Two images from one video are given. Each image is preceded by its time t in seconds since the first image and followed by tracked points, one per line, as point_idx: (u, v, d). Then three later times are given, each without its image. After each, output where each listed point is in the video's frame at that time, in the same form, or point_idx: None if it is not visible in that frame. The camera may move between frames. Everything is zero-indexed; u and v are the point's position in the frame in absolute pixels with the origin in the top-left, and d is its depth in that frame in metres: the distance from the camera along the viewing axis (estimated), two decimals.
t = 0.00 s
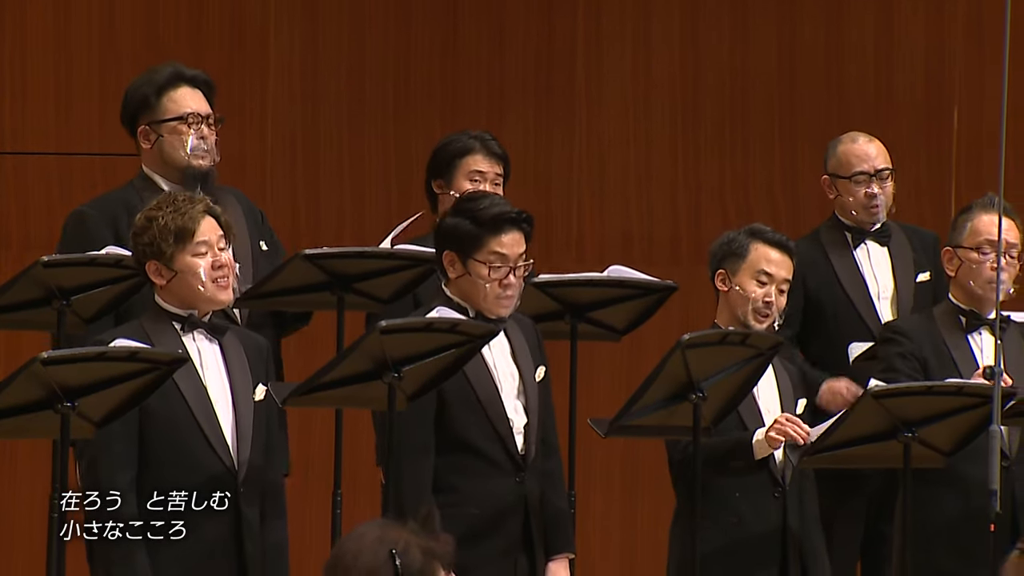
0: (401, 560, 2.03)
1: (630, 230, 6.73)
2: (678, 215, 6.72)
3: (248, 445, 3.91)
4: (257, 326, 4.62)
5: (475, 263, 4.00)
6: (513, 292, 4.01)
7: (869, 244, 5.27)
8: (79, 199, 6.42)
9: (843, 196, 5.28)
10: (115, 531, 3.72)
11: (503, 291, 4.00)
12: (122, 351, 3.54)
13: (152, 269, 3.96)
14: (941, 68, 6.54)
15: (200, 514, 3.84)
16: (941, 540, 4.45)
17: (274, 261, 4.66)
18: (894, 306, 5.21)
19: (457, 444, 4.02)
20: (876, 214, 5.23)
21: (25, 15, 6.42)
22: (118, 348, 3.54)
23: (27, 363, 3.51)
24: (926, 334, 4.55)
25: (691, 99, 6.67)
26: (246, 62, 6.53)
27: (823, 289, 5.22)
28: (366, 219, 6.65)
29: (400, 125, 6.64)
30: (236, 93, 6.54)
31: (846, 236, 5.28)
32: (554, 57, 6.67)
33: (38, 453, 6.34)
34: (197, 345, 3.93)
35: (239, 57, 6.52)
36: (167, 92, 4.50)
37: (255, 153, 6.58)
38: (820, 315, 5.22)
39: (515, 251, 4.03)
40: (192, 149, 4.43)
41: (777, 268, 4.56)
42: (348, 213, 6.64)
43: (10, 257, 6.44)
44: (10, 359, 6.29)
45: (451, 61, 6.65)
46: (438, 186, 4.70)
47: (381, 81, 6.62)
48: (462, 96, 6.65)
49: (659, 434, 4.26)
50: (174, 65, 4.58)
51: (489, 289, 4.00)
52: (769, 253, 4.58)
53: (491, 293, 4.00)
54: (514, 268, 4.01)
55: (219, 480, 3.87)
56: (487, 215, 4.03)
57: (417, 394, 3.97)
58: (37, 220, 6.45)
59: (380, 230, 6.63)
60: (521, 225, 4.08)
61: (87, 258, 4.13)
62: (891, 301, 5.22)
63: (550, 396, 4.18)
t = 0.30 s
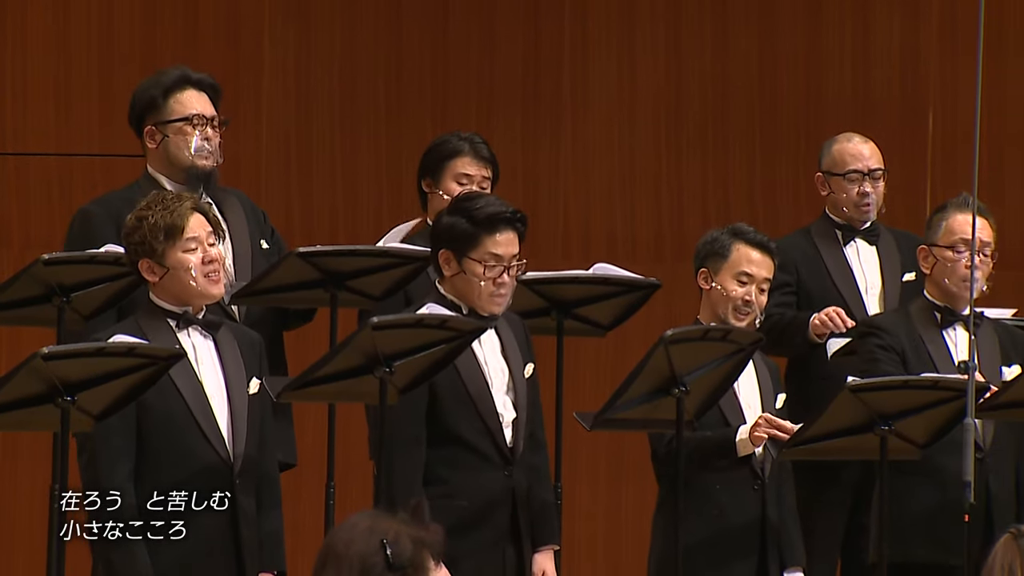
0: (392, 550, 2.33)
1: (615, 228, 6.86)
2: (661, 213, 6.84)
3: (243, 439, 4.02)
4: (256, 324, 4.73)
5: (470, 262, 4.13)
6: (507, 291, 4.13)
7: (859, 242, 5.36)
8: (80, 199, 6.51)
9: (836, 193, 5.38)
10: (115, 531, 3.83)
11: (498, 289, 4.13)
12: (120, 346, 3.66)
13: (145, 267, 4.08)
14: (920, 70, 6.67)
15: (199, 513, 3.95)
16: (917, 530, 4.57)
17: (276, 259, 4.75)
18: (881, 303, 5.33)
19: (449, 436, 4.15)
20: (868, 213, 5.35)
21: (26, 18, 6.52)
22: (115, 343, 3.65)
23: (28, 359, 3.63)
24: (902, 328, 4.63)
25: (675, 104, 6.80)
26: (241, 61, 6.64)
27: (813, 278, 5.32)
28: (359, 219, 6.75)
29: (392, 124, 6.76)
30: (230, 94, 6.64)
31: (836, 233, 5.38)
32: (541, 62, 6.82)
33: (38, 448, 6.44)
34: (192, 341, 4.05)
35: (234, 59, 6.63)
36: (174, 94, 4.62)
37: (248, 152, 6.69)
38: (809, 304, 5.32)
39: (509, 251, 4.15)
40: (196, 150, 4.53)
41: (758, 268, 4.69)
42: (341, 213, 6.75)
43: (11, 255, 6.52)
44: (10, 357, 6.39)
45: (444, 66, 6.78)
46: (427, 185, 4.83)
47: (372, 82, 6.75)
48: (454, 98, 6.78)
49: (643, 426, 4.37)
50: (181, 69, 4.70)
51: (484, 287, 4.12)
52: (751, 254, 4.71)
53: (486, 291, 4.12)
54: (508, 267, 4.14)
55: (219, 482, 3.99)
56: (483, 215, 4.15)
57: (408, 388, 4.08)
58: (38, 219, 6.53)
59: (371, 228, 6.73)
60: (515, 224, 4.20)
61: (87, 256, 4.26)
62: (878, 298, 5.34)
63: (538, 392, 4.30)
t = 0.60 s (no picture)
0: (384, 540, 2.26)
1: (601, 228, 7.00)
2: (646, 212, 6.98)
3: (239, 432, 4.14)
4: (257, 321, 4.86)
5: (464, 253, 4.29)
6: (501, 280, 4.29)
7: (849, 241, 5.48)
8: (81, 199, 6.64)
9: (829, 190, 5.48)
10: (115, 531, 3.96)
11: (492, 278, 4.29)
12: (119, 342, 3.76)
13: (140, 266, 4.19)
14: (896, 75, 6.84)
15: (199, 513, 4.08)
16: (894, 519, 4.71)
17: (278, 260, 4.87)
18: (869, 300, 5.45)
19: (443, 429, 4.27)
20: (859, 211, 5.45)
21: (27, 21, 6.63)
22: (115, 339, 3.75)
23: (31, 354, 3.74)
24: (881, 324, 4.78)
25: (660, 107, 6.94)
26: (238, 64, 6.77)
27: (805, 272, 5.44)
28: (351, 218, 6.89)
29: (385, 126, 6.88)
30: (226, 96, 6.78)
31: (827, 231, 5.48)
32: (528, 64, 6.94)
33: (39, 443, 6.56)
34: (188, 338, 4.16)
35: (232, 63, 6.75)
36: (181, 96, 4.74)
37: (245, 153, 6.83)
38: (801, 297, 5.43)
39: (501, 242, 4.32)
40: (203, 150, 4.67)
41: (731, 261, 4.82)
42: (336, 212, 6.88)
43: (14, 254, 6.65)
44: (12, 354, 6.51)
45: (432, 68, 6.91)
46: (418, 185, 4.96)
47: (364, 84, 6.87)
48: (444, 100, 6.91)
49: (629, 420, 4.50)
50: (189, 72, 4.82)
51: (478, 276, 4.28)
52: (723, 249, 4.84)
53: (480, 281, 4.28)
54: (501, 256, 4.30)
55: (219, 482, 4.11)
56: (474, 206, 4.33)
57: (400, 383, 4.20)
58: (40, 220, 6.66)
59: (364, 226, 6.88)
60: (505, 216, 4.37)
61: (88, 254, 4.37)
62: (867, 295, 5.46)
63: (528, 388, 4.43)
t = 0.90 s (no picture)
0: (378, 529, 2.30)
1: (588, 227, 7.16)
2: (631, 211, 7.14)
3: (237, 426, 4.24)
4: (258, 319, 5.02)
5: (458, 247, 4.46)
6: (494, 272, 4.46)
7: (835, 241, 5.60)
8: (85, 201, 6.72)
9: (817, 189, 5.61)
10: (115, 532, 4.06)
11: (486, 270, 4.45)
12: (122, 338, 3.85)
13: (140, 264, 4.28)
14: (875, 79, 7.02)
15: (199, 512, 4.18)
16: (873, 509, 4.85)
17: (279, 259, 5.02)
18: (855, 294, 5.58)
19: (439, 421, 4.41)
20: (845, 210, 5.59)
21: (31, 22, 6.72)
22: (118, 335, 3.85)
23: (35, 349, 3.84)
24: (861, 319, 4.92)
25: (646, 108, 7.11)
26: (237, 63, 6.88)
27: (793, 269, 5.58)
28: (347, 218, 7.01)
29: (379, 128, 7.01)
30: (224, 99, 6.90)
31: (814, 231, 5.61)
32: (518, 65, 7.09)
33: (41, 439, 6.68)
34: (187, 333, 4.25)
35: (231, 65, 6.87)
36: (187, 98, 4.89)
37: (243, 154, 6.92)
38: (789, 293, 5.57)
39: (493, 235, 4.49)
40: (208, 151, 4.80)
41: (705, 252, 4.96)
42: (332, 212, 7.00)
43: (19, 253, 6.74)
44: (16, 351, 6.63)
45: (426, 69, 7.04)
46: (411, 184, 5.09)
47: (360, 86, 6.99)
48: (437, 102, 7.05)
49: (617, 414, 4.63)
50: (195, 76, 4.97)
51: (473, 268, 4.45)
52: (696, 241, 4.98)
53: (474, 273, 4.45)
54: (494, 249, 4.47)
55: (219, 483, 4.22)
56: (466, 201, 4.50)
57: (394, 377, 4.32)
58: (44, 221, 6.74)
59: (359, 226, 7.00)
60: (497, 211, 4.54)
61: (90, 252, 4.49)
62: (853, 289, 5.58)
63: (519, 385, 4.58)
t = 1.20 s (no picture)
0: (372, 520, 2.41)
1: (577, 226, 7.30)
2: (620, 211, 7.28)
3: (235, 419, 4.35)
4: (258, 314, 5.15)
5: (451, 245, 4.61)
6: (486, 270, 4.61)
7: (818, 240, 5.75)
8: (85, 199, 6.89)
9: (802, 190, 5.74)
10: (116, 532, 4.14)
11: (478, 268, 4.60)
12: (124, 334, 3.96)
13: (141, 262, 4.41)
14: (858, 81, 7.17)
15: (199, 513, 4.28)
16: (854, 499, 5.00)
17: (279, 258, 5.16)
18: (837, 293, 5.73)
19: (431, 414, 4.55)
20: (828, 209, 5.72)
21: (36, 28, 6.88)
22: (120, 331, 3.95)
23: (40, 346, 3.94)
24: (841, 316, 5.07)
25: (633, 109, 7.27)
26: (236, 67, 7.02)
27: (776, 267, 5.72)
28: (343, 217, 7.14)
29: (374, 129, 7.14)
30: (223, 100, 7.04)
31: (798, 230, 5.76)
32: (510, 67, 7.24)
33: (45, 432, 6.83)
34: (187, 329, 4.37)
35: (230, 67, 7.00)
36: (190, 102, 5.03)
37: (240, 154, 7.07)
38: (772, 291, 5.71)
39: (486, 234, 4.64)
40: (211, 152, 4.94)
41: (688, 250, 5.12)
42: (328, 211, 7.13)
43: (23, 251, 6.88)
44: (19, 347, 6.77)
45: (419, 71, 7.18)
46: (405, 185, 5.23)
47: (354, 88, 7.14)
48: (430, 104, 7.18)
49: (605, 408, 4.77)
50: (198, 81, 5.11)
51: (465, 266, 4.60)
52: (679, 240, 5.14)
53: (467, 270, 4.60)
54: (487, 248, 4.62)
55: (219, 483, 4.32)
56: (460, 201, 4.65)
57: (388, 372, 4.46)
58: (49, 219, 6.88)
59: (355, 224, 7.13)
60: (489, 212, 4.69)
61: (93, 250, 4.62)
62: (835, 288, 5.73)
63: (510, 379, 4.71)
